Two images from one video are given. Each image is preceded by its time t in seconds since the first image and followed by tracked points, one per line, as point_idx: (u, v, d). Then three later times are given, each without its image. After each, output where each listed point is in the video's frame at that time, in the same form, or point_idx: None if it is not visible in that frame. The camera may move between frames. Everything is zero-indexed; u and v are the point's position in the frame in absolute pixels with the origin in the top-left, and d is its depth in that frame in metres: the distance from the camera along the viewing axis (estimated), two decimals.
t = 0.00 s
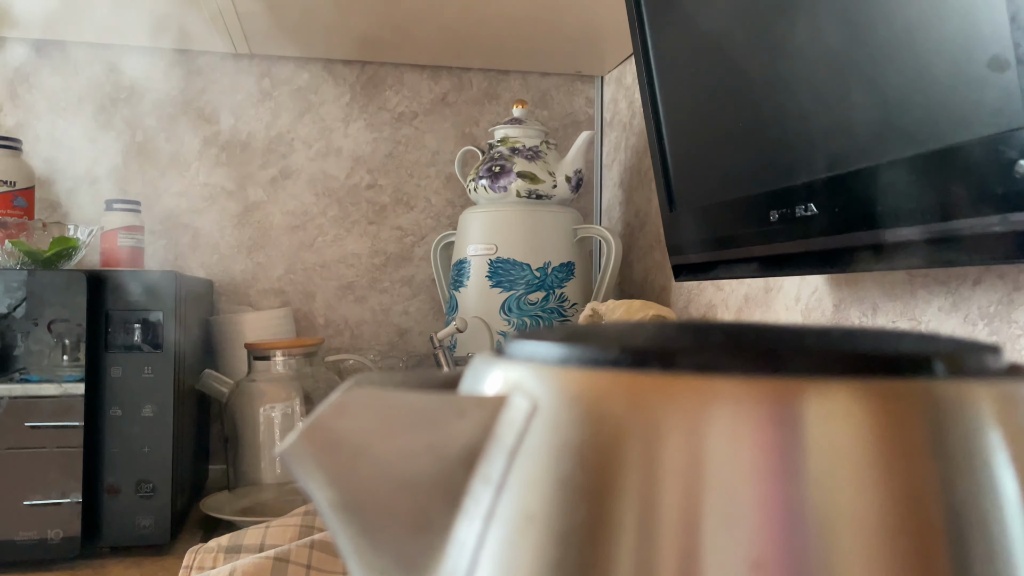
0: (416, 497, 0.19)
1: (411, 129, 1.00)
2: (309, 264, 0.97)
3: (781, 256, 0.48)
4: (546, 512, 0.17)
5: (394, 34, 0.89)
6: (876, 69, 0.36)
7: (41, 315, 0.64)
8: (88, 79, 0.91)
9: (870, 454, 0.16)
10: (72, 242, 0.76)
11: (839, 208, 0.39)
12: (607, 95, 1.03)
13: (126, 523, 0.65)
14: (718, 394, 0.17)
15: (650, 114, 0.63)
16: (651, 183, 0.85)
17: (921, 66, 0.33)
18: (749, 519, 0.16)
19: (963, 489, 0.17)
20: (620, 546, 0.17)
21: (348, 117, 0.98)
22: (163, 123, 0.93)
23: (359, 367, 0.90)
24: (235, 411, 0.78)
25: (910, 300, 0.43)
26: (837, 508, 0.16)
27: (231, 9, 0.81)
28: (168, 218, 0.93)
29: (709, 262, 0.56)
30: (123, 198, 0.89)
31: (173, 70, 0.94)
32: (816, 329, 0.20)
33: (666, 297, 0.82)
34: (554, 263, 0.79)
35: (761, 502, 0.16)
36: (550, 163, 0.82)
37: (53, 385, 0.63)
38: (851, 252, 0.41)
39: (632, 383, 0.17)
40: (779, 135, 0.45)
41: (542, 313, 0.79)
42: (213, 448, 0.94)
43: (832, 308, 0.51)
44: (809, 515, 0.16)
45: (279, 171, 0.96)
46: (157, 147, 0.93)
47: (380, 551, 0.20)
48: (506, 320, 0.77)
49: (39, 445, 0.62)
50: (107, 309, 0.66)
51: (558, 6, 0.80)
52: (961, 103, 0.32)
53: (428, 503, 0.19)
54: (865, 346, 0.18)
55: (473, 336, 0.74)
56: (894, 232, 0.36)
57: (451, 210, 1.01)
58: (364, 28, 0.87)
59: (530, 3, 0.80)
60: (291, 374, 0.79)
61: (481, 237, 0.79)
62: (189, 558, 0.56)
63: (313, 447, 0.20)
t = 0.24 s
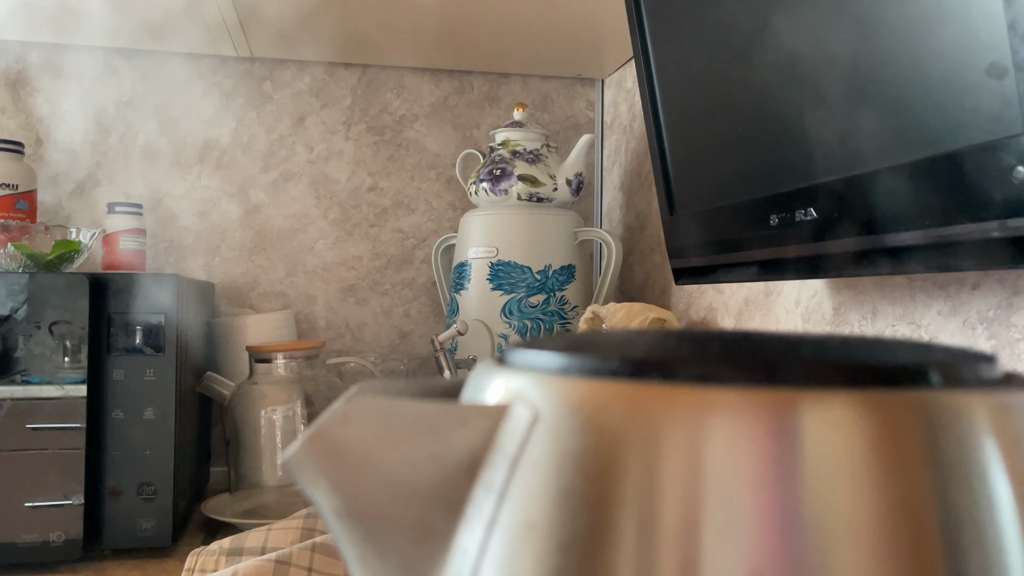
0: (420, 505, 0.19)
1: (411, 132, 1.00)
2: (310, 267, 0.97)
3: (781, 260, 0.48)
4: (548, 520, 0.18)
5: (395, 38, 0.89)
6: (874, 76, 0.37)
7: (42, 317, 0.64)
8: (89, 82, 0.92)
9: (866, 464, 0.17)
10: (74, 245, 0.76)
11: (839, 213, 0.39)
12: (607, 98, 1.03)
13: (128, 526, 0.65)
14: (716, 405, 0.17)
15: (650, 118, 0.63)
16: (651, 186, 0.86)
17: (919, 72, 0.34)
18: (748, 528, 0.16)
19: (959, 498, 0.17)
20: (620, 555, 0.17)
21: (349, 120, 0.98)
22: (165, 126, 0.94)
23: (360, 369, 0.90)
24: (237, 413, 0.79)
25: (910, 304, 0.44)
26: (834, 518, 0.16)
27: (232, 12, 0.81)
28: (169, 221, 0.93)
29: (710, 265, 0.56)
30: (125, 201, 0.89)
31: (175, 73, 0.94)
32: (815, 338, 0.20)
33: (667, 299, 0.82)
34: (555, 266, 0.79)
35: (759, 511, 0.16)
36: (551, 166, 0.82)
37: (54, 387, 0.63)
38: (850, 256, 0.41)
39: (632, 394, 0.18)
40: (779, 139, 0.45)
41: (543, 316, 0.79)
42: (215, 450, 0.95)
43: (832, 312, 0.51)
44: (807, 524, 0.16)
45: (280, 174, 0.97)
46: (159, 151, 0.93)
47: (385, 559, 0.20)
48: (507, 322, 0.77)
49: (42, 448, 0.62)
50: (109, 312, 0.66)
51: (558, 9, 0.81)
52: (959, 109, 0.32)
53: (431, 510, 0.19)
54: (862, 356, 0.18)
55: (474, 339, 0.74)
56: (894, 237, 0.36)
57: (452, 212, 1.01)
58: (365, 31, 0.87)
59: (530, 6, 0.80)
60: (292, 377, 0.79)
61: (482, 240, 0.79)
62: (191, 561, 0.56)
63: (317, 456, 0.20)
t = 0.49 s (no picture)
0: (420, 510, 0.20)
1: (413, 134, 1.00)
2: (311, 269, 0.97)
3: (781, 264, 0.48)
4: (547, 527, 0.18)
5: (396, 40, 0.89)
6: (872, 82, 0.37)
7: (43, 320, 0.64)
8: (91, 84, 0.92)
9: (863, 471, 0.17)
10: (76, 247, 0.77)
11: (837, 217, 0.40)
12: (608, 100, 1.04)
13: (129, 528, 0.65)
14: (714, 412, 0.17)
15: (650, 122, 0.63)
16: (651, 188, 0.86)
17: (918, 76, 0.34)
18: (745, 534, 0.16)
19: (954, 504, 0.17)
20: (619, 560, 0.17)
21: (350, 122, 0.99)
22: (166, 128, 0.94)
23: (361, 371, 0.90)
24: (238, 415, 0.79)
25: (909, 307, 0.44)
26: (831, 524, 0.17)
27: (234, 15, 0.82)
28: (171, 223, 0.94)
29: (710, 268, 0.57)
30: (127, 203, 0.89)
31: (177, 76, 0.94)
32: (813, 345, 0.21)
33: (667, 302, 0.82)
34: (556, 268, 0.79)
35: (756, 518, 0.17)
36: (551, 168, 0.82)
37: (55, 389, 0.64)
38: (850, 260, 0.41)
39: (631, 401, 0.18)
40: (778, 143, 0.45)
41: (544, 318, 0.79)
42: (216, 452, 0.95)
43: (832, 315, 0.51)
44: (803, 531, 0.16)
45: (281, 176, 0.97)
46: (161, 153, 0.94)
47: (386, 564, 0.20)
48: (508, 324, 0.77)
49: (44, 450, 0.63)
50: (110, 314, 0.66)
51: (559, 12, 0.81)
52: (958, 114, 0.32)
53: (432, 516, 0.20)
54: (859, 364, 0.19)
55: (475, 341, 0.74)
56: (892, 241, 0.36)
57: (453, 214, 1.01)
58: (366, 34, 0.88)
59: (531, 9, 0.80)
60: (294, 379, 0.80)
61: (483, 242, 0.80)
62: (191, 563, 0.57)
63: (318, 462, 0.20)
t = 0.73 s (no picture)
0: (421, 509, 0.20)
1: (413, 135, 1.00)
2: (312, 269, 0.97)
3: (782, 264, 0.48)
4: (546, 526, 0.18)
5: (396, 41, 0.90)
6: (873, 83, 0.37)
7: (45, 320, 0.64)
8: (92, 85, 0.92)
9: (862, 470, 0.17)
10: (77, 248, 0.77)
11: (838, 217, 0.40)
12: (609, 100, 1.04)
13: (131, 527, 0.65)
14: (714, 412, 0.17)
15: (651, 122, 0.63)
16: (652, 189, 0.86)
17: (918, 77, 0.34)
18: (744, 533, 0.16)
19: (954, 504, 0.17)
20: (618, 560, 0.17)
21: (351, 123, 0.99)
22: (167, 128, 0.94)
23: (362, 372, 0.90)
24: (239, 415, 0.79)
25: (910, 307, 0.44)
26: (830, 523, 0.17)
27: (235, 16, 0.82)
28: (172, 223, 0.94)
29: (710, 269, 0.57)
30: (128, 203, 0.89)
31: (178, 76, 0.94)
32: (813, 344, 0.21)
33: (668, 302, 0.82)
34: (557, 268, 0.79)
35: (755, 517, 0.17)
36: (552, 168, 0.82)
37: (56, 389, 0.64)
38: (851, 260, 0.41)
39: (630, 401, 0.18)
40: (778, 144, 0.45)
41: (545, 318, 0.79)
42: (217, 452, 0.95)
43: (833, 315, 0.51)
44: (803, 530, 0.16)
45: (282, 176, 0.97)
46: (161, 153, 0.94)
47: (386, 564, 0.20)
48: (509, 325, 0.77)
49: (45, 450, 0.63)
50: (112, 314, 0.66)
51: (559, 12, 0.81)
52: (958, 114, 0.32)
53: (432, 516, 0.20)
54: (858, 363, 0.19)
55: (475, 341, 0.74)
56: (893, 241, 0.36)
57: (453, 215, 1.01)
58: (367, 34, 0.88)
59: (531, 10, 0.80)
60: (295, 379, 0.80)
61: (484, 242, 0.80)
62: (191, 564, 0.57)
63: (318, 461, 0.20)
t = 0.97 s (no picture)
0: (423, 502, 0.19)
1: (414, 133, 1.00)
2: (313, 268, 0.97)
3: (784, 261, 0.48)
4: (550, 518, 0.18)
5: (397, 39, 0.89)
6: (875, 79, 0.37)
7: (45, 319, 0.65)
8: (93, 83, 0.92)
9: (869, 461, 0.17)
10: (78, 246, 0.77)
11: (841, 213, 0.39)
12: (610, 99, 1.03)
13: (131, 526, 0.65)
14: (720, 402, 0.17)
15: (653, 119, 0.63)
16: (654, 187, 0.86)
17: (922, 72, 0.34)
18: (750, 524, 0.16)
19: (961, 495, 0.17)
20: (622, 551, 0.17)
21: (352, 121, 0.99)
22: (168, 127, 0.94)
23: (363, 370, 0.90)
24: (240, 414, 0.79)
25: (913, 304, 0.44)
26: (837, 514, 0.16)
27: (235, 15, 0.82)
28: (173, 222, 0.94)
29: (712, 266, 0.56)
30: (128, 202, 0.89)
31: (179, 74, 0.94)
32: (818, 336, 0.20)
33: (669, 300, 0.82)
34: (558, 267, 0.79)
35: (761, 508, 0.16)
36: (553, 166, 0.82)
37: (56, 388, 0.63)
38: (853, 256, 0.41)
39: (635, 391, 0.18)
40: (780, 140, 0.45)
41: (546, 316, 0.79)
42: (218, 451, 0.95)
43: (835, 312, 0.51)
44: (809, 520, 0.16)
45: (283, 175, 0.97)
46: (162, 152, 0.94)
47: (388, 557, 0.20)
48: (510, 323, 0.77)
49: (45, 449, 0.62)
50: (112, 313, 0.66)
51: (561, 10, 0.81)
52: (962, 110, 0.32)
53: (434, 509, 0.19)
54: (865, 354, 0.18)
55: (477, 340, 0.74)
56: (896, 237, 0.36)
57: (454, 213, 1.01)
58: (367, 33, 0.87)
59: (532, 8, 0.80)
60: (296, 378, 0.80)
61: (485, 240, 0.80)
62: (194, 560, 0.57)
63: (320, 453, 0.20)
